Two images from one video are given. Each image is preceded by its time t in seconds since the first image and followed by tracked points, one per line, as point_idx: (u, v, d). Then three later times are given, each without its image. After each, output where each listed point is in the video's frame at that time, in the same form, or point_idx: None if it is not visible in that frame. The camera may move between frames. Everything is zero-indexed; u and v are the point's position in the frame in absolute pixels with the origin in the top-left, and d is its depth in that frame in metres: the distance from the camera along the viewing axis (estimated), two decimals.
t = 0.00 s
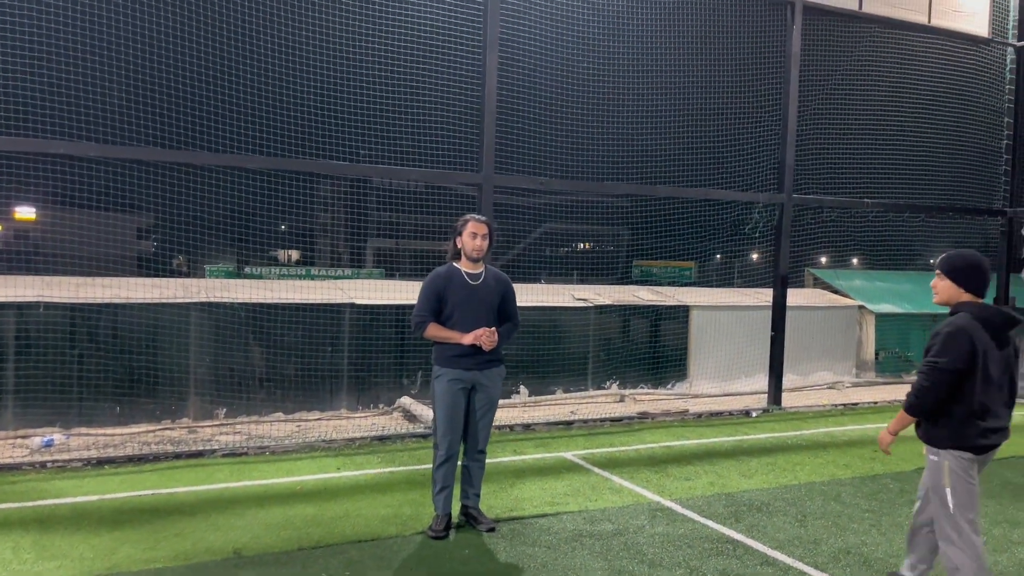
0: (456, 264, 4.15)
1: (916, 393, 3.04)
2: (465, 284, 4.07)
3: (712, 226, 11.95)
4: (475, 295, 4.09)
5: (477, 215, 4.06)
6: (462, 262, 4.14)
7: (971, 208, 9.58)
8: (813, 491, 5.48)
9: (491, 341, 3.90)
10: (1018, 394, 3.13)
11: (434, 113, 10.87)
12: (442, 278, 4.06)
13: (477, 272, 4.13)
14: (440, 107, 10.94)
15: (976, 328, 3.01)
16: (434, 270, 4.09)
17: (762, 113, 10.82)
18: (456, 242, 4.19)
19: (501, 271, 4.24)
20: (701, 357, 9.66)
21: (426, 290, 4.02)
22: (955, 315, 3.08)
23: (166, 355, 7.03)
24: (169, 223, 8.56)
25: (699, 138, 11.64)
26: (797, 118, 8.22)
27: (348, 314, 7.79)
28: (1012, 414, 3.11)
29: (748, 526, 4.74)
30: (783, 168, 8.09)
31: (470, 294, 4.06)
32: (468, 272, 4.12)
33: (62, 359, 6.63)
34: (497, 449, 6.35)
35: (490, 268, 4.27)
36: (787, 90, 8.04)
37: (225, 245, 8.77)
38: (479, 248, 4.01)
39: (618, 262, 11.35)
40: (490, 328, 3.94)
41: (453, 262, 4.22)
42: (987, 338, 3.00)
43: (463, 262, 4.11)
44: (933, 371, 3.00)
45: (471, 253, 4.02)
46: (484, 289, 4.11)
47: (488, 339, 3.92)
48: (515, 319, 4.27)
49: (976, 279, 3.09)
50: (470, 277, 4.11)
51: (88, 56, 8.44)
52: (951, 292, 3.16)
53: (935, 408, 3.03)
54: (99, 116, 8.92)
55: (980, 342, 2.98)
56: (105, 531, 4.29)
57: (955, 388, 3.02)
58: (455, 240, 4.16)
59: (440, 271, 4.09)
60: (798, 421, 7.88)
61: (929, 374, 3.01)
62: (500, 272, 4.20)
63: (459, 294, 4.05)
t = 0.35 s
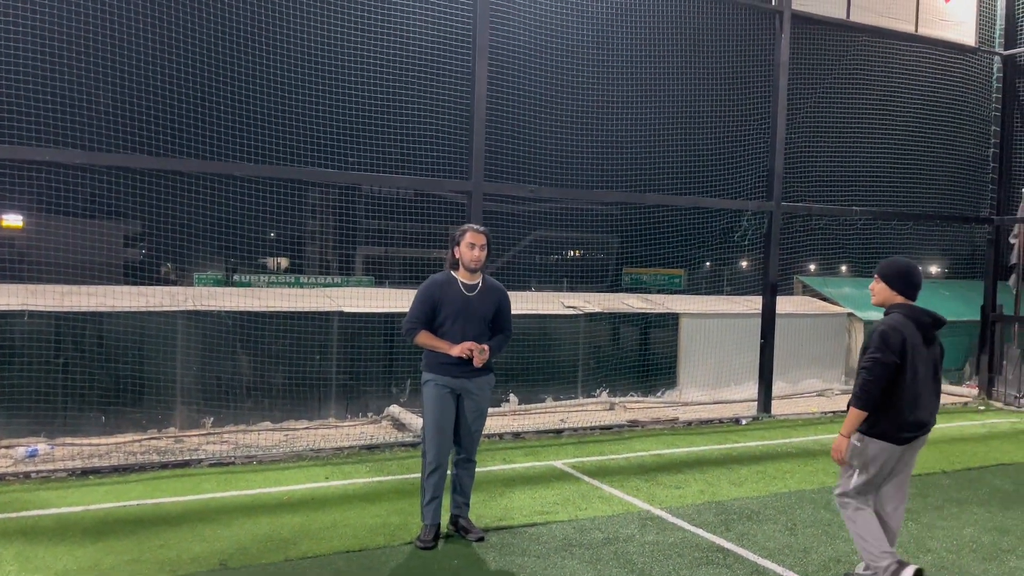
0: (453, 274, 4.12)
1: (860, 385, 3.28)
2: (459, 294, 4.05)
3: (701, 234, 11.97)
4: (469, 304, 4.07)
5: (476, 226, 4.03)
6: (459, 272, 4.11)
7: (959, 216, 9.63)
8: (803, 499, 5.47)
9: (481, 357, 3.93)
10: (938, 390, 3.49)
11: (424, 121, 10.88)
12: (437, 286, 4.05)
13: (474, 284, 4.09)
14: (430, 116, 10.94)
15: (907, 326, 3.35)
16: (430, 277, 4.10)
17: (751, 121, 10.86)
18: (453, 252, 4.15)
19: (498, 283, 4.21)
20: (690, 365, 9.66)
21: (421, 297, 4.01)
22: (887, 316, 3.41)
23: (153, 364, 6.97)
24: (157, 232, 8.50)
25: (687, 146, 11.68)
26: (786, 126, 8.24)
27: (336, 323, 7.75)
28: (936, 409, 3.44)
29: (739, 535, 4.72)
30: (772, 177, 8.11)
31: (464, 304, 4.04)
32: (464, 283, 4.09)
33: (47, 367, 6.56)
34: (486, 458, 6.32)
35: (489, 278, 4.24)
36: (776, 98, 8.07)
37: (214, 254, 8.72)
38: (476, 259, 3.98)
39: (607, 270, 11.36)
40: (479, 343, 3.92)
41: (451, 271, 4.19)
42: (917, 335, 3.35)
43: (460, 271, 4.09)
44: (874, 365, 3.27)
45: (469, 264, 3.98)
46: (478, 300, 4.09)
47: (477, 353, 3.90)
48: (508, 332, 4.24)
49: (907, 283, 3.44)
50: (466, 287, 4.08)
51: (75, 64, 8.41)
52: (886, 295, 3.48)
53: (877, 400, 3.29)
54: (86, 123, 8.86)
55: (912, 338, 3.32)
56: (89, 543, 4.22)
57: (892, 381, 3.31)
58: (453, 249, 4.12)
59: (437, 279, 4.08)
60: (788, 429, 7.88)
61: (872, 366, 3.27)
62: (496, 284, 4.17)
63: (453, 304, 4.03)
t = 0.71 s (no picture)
0: (450, 278, 4.11)
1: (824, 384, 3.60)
2: (457, 299, 4.04)
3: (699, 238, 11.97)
4: (466, 308, 4.05)
5: (472, 231, 4.04)
6: (456, 276, 4.10)
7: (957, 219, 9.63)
8: (803, 503, 5.45)
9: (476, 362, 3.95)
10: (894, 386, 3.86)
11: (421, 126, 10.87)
12: (434, 291, 4.03)
13: (470, 289, 4.09)
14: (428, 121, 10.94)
15: (867, 329, 3.69)
16: (428, 281, 4.06)
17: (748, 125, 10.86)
18: (449, 257, 4.14)
19: (495, 287, 4.20)
20: (689, 370, 9.65)
21: (418, 302, 3.99)
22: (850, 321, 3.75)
23: (151, 371, 6.96)
24: (154, 239, 8.51)
25: (685, 151, 11.68)
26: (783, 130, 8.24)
27: (335, 329, 7.73)
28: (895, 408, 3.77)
29: (738, 539, 4.70)
30: (770, 181, 8.11)
31: (460, 308, 4.03)
32: (460, 287, 4.08)
33: (44, 375, 6.55)
34: (485, 464, 6.30)
35: (487, 282, 4.23)
36: (774, 102, 8.07)
37: (211, 261, 8.71)
38: (472, 265, 3.98)
39: (605, 274, 11.36)
40: (475, 347, 3.94)
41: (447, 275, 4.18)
42: (876, 337, 3.70)
43: (457, 276, 4.07)
44: (840, 365, 3.60)
45: (465, 269, 3.99)
46: (475, 305, 4.08)
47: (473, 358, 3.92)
48: (505, 336, 4.24)
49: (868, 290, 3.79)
50: (463, 292, 4.07)
51: (70, 72, 8.45)
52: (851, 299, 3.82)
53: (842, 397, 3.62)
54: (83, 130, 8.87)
55: (872, 341, 3.67)
56: (85, 551, 4.20)
57: (854, 380, 3.65)
58: (449, 254, 4.12)
59: (434, 283, 4.05)
60: (787, 433, 7.86)
61: (837, 367, 3.61)
62: (494, 289, 4.16)
63: (450, 308, 4.01)
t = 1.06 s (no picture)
0: (431, 281, 4.11)
1: (833, 374, 3.79)
2: (441, 302, 4.04)
3: (703, 243, 11.95)
4: (451, 311, 4.06)
5: (454, 233, 4.06)
6: (437, 279, 4.11)
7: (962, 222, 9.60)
8: (809, 508, 5.43)
9: (468, 360, 3.94)
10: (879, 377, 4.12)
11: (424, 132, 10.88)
12: (417, 296, 4.02)
13: (452, 291, 4.10)
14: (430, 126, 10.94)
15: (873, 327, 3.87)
16: (410, 287, 4.06)
17: (751, 129, 10.85)
18: (430, 260, 4.15)
19: (477, 288, 4.22)
20: (693, 374, 9.62)
21: (403, 307, 3.98)
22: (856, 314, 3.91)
23: (157, 377, 6.98)
24: (159, 246, 8.54)
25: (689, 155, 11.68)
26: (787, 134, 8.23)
27: (339, 335, 7.74)
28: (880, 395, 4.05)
29: (744, 544, 4.67)
30: (774, 184, 8.09)
31: (445, 311, 4.04)
32: (443, 289, 4.09)
33: (50, 382, 6.57)
34: (489, 469, 6.28)
35: (468, 285, 4.24)
36: (777, 106, 8.06)
37: (216, 267, 8.73)
38: (456, 266, 3.99)
39: (609, 279, 11.34)
40: (466, 345, 3.93)
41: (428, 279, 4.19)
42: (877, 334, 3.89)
43: (439, 279, 4.08)
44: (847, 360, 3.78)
45: (448, 271, 3.99)
46: (459, 307, 4.09)
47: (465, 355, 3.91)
48: (491, 337, 4.25)
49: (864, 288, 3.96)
50: (446, 294, 4.08)
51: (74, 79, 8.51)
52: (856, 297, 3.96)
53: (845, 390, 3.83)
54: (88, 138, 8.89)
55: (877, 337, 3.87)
56: (90, 558, 4.19)
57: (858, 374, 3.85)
58: (431, 258, 4.13)
59: (416, 287, 4.06)
60: (793, 437, 7.83)
61: (844, 361, 3.78)
62: (475, 290, 4.18)
63: (435, 311, 4.02)
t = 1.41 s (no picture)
0: (425, 286, 4.13)
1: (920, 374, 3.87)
2: (436, 306, 4.07)
3: (714, 245, 11.91)
4: (448, 314, 4.08)
5: (445, 237, 4.08)
6: (431, 283, 4.13)
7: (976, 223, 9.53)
8: (823, 510, 5.40)
9: (466, 363, 3.96)
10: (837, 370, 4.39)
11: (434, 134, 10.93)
12: (412, 300, 4.05)
13: (446, 293, 4.12)
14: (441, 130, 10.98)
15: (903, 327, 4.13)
16: (403, 293, 4.09)
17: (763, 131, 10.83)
18: (422, 265, 4.18)
19: (471, 289, 4.24)
20: (705, 377, 9.60)
21: (398, 313, 4.00)
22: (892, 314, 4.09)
23: (171, 380, 7.02)
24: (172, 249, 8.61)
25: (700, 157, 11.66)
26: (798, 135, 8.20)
27: (352, 337, 7.77)
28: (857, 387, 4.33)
29: (758, 547, 4.66)
30: (785, 186, 8.06)
31: (441, 314, 4.06)
32: (437, 293, 4.11)
33: (65, 384, 6.62)
34: (502, 471, 6.29)
35: (463, 287, 4.26)
36: (789, 108, 8.03)
37: (228, 270, 8.77)
38: (449, 269, 4.02)
39: (620, 281, 11.32)
40: (463, 349, 3.95)
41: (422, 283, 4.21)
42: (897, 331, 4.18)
43: (433, 283, 4.10)
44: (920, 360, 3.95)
45: (441, 275, 4.02)
46: (455, 308, 4.11)
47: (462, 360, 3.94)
48: (487, 336, 4.29)
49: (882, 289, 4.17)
50: (441, 297, 4.10)
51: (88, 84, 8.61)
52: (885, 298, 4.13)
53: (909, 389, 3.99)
54: (101, 144, 9.00)
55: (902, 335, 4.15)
56: (106, 558, 4.22)
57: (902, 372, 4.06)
58: (423, 263, 4.15)
59: (409, 293, 4.08)
60: (806, 440, 7.80)
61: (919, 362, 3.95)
62: (469, 289, 4.20)
63: (430, 316, 4.04)
